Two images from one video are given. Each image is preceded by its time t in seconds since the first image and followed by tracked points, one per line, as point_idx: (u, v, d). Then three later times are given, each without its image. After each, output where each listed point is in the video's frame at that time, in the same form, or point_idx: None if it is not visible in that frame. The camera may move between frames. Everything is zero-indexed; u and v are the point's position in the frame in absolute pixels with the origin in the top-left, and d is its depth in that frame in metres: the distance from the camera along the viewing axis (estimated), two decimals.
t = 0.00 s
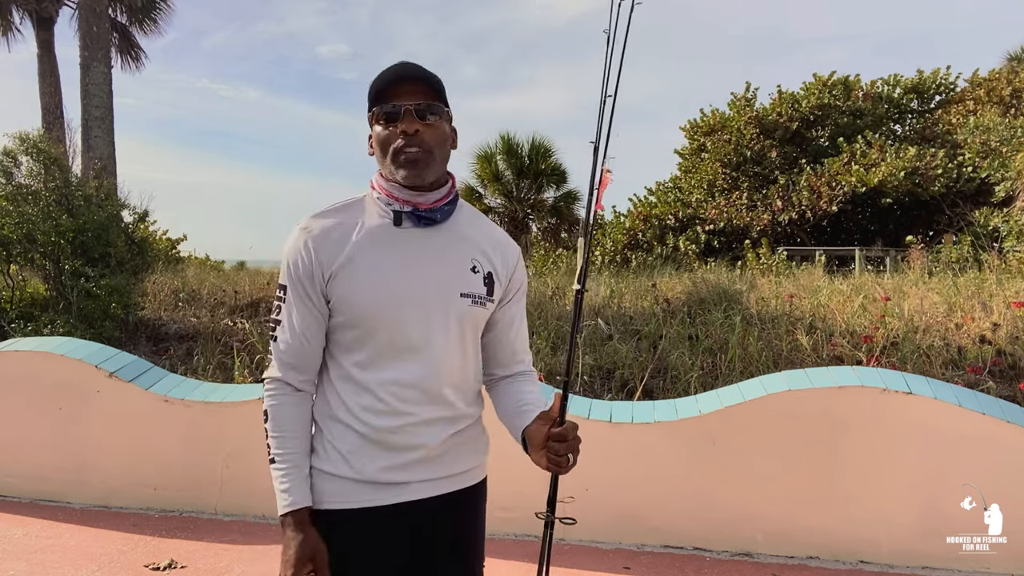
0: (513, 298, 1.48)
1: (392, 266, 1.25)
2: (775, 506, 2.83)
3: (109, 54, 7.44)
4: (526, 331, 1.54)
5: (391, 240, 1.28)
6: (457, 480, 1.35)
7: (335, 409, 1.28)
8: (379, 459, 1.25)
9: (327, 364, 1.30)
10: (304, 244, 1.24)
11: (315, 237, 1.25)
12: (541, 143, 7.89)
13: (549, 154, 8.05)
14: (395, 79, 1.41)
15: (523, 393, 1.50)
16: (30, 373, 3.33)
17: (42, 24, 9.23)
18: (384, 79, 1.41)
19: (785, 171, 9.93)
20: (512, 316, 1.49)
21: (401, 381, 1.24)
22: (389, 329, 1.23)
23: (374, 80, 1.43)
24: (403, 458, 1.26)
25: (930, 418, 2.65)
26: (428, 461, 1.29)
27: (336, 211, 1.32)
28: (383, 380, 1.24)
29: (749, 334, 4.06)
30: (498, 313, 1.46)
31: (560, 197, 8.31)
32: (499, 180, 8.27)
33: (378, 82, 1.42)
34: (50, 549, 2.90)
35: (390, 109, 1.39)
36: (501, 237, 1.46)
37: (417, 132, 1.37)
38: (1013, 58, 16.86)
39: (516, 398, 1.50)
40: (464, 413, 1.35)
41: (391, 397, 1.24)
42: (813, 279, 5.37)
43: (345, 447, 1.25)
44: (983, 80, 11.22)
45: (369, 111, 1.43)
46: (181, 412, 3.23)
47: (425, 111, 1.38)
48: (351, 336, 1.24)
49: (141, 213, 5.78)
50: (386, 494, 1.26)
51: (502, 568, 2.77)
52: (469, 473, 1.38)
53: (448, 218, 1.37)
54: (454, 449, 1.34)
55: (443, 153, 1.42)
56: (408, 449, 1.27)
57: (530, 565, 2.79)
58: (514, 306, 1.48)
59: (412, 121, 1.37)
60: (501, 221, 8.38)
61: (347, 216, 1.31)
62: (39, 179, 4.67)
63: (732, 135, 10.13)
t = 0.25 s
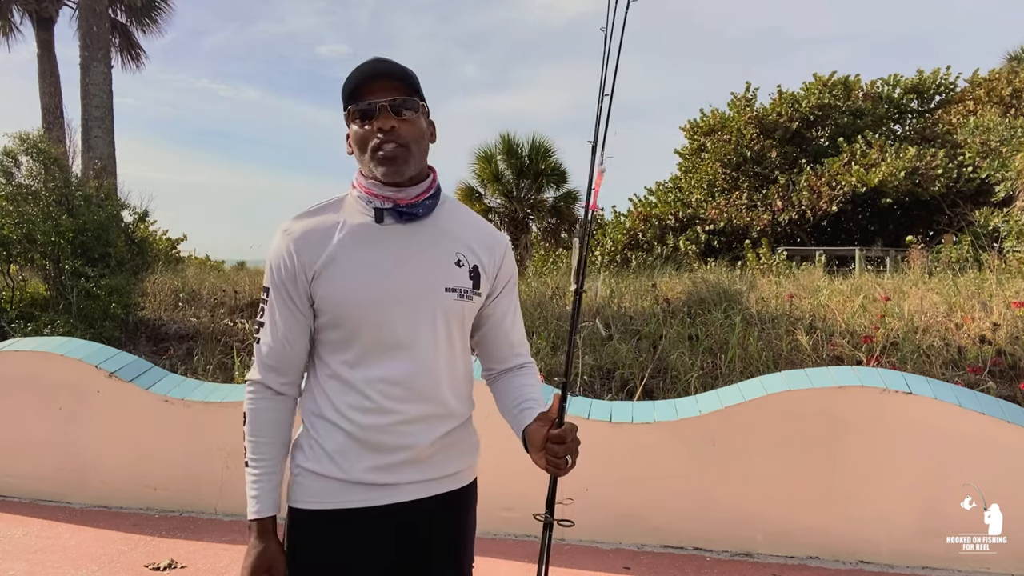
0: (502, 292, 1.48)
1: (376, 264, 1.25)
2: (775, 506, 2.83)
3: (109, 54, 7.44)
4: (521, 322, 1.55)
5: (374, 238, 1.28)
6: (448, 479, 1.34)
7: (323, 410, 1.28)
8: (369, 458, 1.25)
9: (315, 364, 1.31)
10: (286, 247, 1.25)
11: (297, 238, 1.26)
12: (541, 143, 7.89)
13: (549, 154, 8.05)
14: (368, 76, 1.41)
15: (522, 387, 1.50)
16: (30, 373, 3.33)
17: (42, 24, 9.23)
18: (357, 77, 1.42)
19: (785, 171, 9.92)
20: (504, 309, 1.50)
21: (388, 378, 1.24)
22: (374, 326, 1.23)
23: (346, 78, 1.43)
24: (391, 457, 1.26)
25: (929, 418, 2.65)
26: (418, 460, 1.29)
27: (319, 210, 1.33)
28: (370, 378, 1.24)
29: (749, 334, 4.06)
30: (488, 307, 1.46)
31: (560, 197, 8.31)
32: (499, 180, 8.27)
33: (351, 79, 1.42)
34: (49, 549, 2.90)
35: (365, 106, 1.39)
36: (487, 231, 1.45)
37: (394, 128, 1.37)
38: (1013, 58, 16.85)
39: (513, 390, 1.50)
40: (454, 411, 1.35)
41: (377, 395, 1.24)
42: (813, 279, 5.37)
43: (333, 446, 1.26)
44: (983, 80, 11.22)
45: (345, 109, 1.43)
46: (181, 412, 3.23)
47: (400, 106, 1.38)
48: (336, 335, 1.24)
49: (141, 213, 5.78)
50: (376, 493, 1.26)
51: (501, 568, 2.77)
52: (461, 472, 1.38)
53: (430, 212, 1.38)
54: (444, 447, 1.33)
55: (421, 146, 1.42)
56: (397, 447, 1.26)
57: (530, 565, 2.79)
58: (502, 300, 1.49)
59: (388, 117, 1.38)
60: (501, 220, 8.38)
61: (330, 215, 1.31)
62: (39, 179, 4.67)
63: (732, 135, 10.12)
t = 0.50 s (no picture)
0: (491, 289, 1.48)
1: (363, 265, 1.25)
2: (775, 506, 2.83)
3: (109, 54, 7.44)
4: (512, 319, 1.55)
5: (361, 239, 1.28)
6: (442, 481, 1.34)
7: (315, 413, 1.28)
8: (361, 460, 1.25)
9: (305, 367, 1.31)
10: (272, 250, 1.26)
11: (283, 241, 1.26)
12: (540, 143, 7.89)
13: (549, 154, 8.05)
14: (350, 77, 1.41)
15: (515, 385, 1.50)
16: (30, 373, 3.33)
17: (42, 24, 9.23)
18: (338, 77, 1.42)
19: (785, 171, 9.92)
20: (495, 307, 1.50)
21: (378, 379, 1.24)
22: (363, 326, 1.23)
23: (328, 79, 1.43)
24: (383, 459, 1.26)
25: (929, 417, 2.65)
26: (410, 461, 1.29)
27: (305, 212, 1.34)
28: (359, 379, 1.24)
29: (749, 334, 4.06)
30: (479, 304, 1.47)
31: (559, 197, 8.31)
32: (499, 180, 8.27)
33: (332, 80, 1.42)
34: (50, 549, 2.90)
35: (347, 107, 1.39)
36: (475, 228, 1.45)
37: (376, 128, 1.37)
38: (1012, 58, 16.84)
39: (508, 388, 1.50)
40: (446, 411, 1.34)
41: (368, 397, 1.24)
42: (813, 279, 5.37)
43: (326, 449, 1.26)
44: (983, 81, 11.22)
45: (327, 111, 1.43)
46: (181, 412, 3.23)
47: (382, 106, 1.38)
48: (325, 337, 1.24)
49: (141, 213, 5.78)
50: (370, 496, 1.26)
51: (501, 568, 2.77)
52: (455, 473, 1.38)
53: (416, 211, 1.37)
54: (436, 448, 1.33)
55: (405, 145, 1.42)
56: (388, 449, 1.26)
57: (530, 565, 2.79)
58: (493, 298, 1.49)
59: (370, 117, 1.37)
60: (501, 220, 8.39)
61: (316, 217, 1.31)
62: (38, 179, 4.67)
63: (732, 135, 10.12)
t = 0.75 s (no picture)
0: (483, 290, 1.49)
1: (355, 265, 1.25)
2: (775, 506, 2.83)
3: (109, 54, 7.43)
4: (502, 321, 1.56)
5: (353, 239, 1.28)
6: (439, 482, 1.34)
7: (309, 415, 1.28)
8: (356, 462, 1.25)
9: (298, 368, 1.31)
10: (263, 252, 1.25)
11: (275, 243, 1.26)
12: (541, 143, 7.90)
13: (550, 154, 8.05)
14: (340, 77, 1.43)
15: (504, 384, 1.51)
16: (30, 373, 3.33)
17: (42, 24, 9.23)
18: (328, 78, 1.43)
19: (785, 171, 9.92)
20: (486, 308, 1.51)
21: (373, 379, 1.24)
22: (357, 326, 1.23)
23: (319, 80, 1.45)
24: (380, 460, 1.26)
25: (929, 417, 2.65)
26: (407, 462, 1.29)
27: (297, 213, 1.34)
28: (353, 380, 1.24)
29: (749, 334, 4.06)
30: (471, 303, 1.47)
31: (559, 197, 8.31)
32: (499, 179, 8.28)
33: (323, 81, 1.44)
34: (50, 549, 2.90)
35: (338, 107, 1.40)
36: (466, 227, 1.46)
37: (367, 126, 1.38)
38: (1013, 57, 16.80)
39: (496, 388, 1.50)
40: (442, 410, 1.34)
41: (362, 398, 1.24)
42: (813, 279, 5.38)
43: (320, 452, 1.25)
44: (983, 81, 11.22)
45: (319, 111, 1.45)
46: (181, 412, 3.23)
47: (372, 105, 1.39)
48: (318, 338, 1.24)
49: (141, 213, 5.78)
50: (367, 497, 1.26)
51: (501, 568, 2.77)
52: (452, 474, 1.38)
53: (409, 210, 1.38)
54: (433, 448, 1.33)
55: (397, 144, 1.42)
56: (384, 450, 1.26)
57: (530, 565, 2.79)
58: (485, 298, 1.50)
59: (361, 115, 1.39)
60: (501, 220, 8.39)
61: (309, 218, 1.31)
62: (39, 179, 4.67)
63: (732, 135, 10.12)
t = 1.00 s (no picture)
0: (476, 291, 1.49)
1: (351, 265, 1.25)
2: (775, 506, 2.83)
3: (109, 54, 7.43)
4: (496, 321, 1.56)
5: (347, 239, 1.28)
6: (438, 481, 1.35)
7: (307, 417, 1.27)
8: (356, 462, 1.25)
9: (293, 370, 1.30)
10: (256, 252, 1.25)
11: (269, 243, 1.25)
12: (541, 143, 7.90)
13: (550, 154, 8.05)
14: (326, 73, 1.41)
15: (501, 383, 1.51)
16: (30, 373, 3.33)
17: (42, 24, 9.23)
18: (314, 74, 1.42)
19: (785, 171, 9.92)
20: (481, 308, 1.51)
21: (371, 379, 1.24)
22: (354, 326, 1.23)
23: (303, 78, 1.44)
24: (380, 460, 1.26)
25: (928, 417, 2.65)
26: (407, 461, 1.29)
27: (290, 213, 1.33)
28: (352, 381, 1.24)
29: (749, 334, 4.06)
30: (466, 303, 1.47)
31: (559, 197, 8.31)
32: (499, 179, 8.28)
33: (308, 78, 1.43)
34: (50, 549, 2.90)
35: (326, 104, 1.40)
36: (458, 227, 1.47)
37: (358, 123, 1.39)
38: (1013, 57, 16.78)
39: (495, 387, 1.50)
40: (440, 409, 1.35)
41: (361, 398, 1.24)
42: (812, 279, 5.38)
43: (319, 454, 1.25)
44: (983, 81, 11.23)
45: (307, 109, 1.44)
46: (181, 412, 3.23)
47: (362, 102, 1.39)
48: (314, 338, 1.24)
49: (141, 213, 5.78)
50: (368, 498, 1.26)
51: (501, 568, 2.77)
52: (451, 473, 1.38)
53: (402, 210, 1.38)
54: (433, 447, 1.33)
55: (388, 142, 1.43)
56: (384, 450, 1.26)
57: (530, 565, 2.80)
58: (480, 298, 1.50)
59: (351, 113, 1.39)
60: (501, 220, 8.39)
61: (304, 217, 1.31)
62: (39, 179, 4.67)
63: (732, 135, 10.12)
